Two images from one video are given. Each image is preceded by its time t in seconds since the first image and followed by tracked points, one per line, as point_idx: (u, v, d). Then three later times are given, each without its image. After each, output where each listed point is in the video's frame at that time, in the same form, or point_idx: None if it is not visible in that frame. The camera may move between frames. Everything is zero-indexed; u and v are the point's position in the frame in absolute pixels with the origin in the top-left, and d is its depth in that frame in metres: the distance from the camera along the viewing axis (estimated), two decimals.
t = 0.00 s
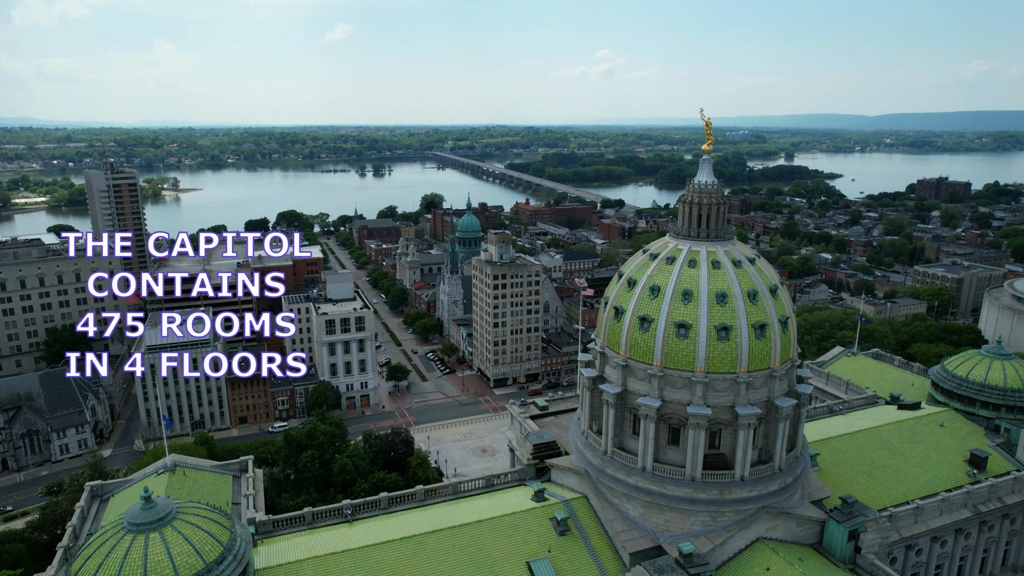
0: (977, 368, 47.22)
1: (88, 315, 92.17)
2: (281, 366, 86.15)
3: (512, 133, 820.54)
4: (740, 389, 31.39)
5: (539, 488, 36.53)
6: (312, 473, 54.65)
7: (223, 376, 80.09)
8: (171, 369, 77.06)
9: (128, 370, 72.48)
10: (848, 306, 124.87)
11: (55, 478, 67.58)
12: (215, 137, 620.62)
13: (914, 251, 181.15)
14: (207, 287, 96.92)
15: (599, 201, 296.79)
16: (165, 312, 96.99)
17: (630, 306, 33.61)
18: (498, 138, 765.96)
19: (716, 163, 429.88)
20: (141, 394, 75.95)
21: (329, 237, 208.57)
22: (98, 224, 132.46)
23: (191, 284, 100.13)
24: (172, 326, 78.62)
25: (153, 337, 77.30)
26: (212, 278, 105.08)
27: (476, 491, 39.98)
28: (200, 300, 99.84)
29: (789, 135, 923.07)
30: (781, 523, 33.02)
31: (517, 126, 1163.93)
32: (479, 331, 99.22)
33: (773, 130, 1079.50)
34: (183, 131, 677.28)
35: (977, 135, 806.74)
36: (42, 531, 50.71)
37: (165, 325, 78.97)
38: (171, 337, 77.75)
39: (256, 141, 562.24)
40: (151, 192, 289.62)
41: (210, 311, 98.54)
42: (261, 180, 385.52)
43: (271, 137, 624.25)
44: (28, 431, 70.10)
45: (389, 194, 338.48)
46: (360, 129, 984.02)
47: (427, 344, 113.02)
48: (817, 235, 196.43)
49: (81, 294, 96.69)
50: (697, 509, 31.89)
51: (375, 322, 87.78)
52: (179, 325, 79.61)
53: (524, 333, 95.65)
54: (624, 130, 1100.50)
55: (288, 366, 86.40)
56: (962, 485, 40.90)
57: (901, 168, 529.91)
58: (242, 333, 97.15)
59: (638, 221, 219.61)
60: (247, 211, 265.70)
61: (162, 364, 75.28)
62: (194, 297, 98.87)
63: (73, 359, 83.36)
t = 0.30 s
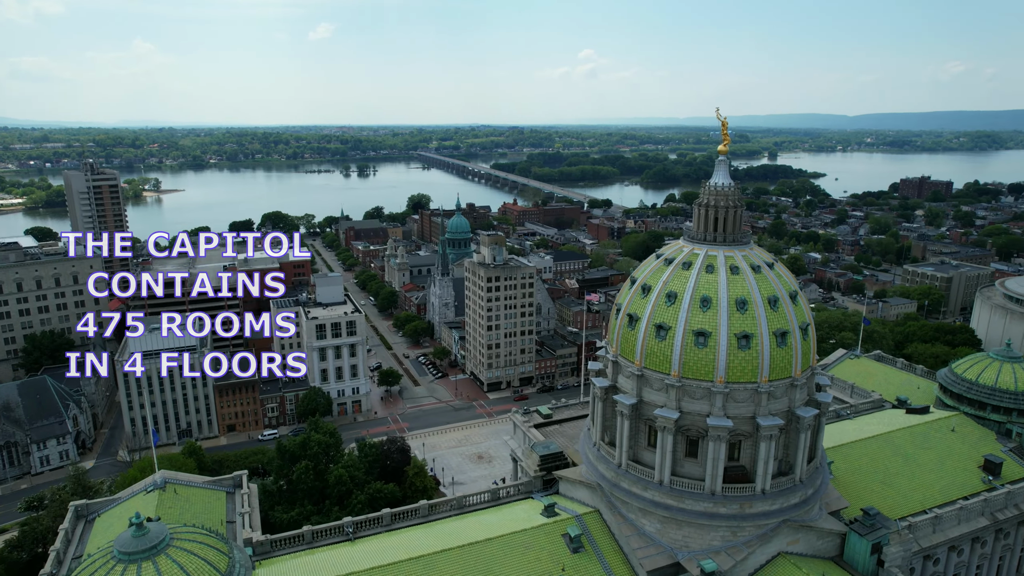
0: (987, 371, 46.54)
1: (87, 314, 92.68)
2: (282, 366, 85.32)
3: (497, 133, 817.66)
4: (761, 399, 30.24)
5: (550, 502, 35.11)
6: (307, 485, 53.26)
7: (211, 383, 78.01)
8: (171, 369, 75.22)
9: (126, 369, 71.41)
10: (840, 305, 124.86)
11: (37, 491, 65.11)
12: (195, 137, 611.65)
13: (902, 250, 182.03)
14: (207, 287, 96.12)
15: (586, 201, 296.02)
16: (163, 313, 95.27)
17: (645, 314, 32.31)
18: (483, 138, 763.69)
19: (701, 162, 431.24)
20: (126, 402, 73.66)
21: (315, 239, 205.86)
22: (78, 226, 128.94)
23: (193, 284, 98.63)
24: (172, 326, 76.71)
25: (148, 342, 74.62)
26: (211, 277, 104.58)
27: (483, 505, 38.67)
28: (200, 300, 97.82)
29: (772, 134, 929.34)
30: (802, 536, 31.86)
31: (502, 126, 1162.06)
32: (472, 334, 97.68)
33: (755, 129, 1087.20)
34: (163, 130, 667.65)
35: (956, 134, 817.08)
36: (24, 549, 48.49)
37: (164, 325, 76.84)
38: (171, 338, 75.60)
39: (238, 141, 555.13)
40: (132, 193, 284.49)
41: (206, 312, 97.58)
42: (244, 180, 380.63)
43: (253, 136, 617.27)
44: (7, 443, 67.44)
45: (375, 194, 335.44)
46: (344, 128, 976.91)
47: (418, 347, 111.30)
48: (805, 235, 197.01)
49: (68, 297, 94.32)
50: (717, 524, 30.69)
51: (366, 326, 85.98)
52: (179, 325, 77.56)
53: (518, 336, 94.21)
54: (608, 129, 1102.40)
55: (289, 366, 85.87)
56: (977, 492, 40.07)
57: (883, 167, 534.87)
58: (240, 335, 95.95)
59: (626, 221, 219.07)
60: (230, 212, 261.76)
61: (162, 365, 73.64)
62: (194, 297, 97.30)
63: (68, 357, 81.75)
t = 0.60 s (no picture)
0: (995, 374, 45.93)
1: (87, 315, 90.86)
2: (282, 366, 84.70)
3: (483, 133, 814.77)
4: (780, 408, 29.23)
5: (559, 516, 33.88)
6: (302, 497, 51.66)
7: (200, 390, 76.00)
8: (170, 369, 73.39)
9: (127, 368, 70.66)
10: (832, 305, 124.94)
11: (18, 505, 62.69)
12: (177, 137, 603.49)
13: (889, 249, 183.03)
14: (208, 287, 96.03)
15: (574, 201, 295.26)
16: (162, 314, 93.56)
17: (659, 321, 31.23)
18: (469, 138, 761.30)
19: (688, 162, 432.42)
20: (111, 410, 71.49)
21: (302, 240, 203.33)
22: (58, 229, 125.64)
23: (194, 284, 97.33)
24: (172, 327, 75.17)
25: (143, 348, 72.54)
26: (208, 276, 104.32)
27: (488, 518, 37.27)
28: (196, 300, 96.46)
29: (757, 134, 934.61)
30: (821, 549, 30.94)
31: (488, 126, 1159.40)
32: (465, 337, 96.30)
33: (740, 130, 1092.97)
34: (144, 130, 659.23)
35: (937, 134, 822.82)
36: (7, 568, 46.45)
37: (164, 327, 75.97)
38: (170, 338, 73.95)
39: (221, 141, 548.18)
40: (114, 194, 279.66)
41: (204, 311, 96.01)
42: (228, 181, 375.87)
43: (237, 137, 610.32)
44: None
45: (361, 195, 332.65)
46: (328, 129, 969.60)
47: (409, 351, 109.68)
48: (794, 234, 197.50)
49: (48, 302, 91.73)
50: (735, 539, 29.55)
51: (358, 329, 84.40)
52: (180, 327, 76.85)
53: (512, 339, 93.01)
54: (594, 129, 1103.69)
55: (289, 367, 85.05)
56: (989, 498, 39.36)
57: (866, 166, 539.11)
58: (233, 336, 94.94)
59: (615, 221, 218.59)
60: (215, 213, 258.11)
61: (162, 364, 72.07)
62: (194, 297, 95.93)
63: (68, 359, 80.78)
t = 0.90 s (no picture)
0: (1003, 377, 45.35)
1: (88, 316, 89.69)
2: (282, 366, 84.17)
3: (468, 133, 811.79)
4: (801, 419, 28.21)
5: (569, 531, 32.71)
6: (296, 509, 50.23)
7: (187, 398, 73.83)
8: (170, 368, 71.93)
9: (128, 369, 69.55)
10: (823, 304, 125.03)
11: None
12: (158, 137, 594.97)
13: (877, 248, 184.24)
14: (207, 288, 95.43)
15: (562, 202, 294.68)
16: (164, 314, 92.05)
17: (675, 328, 30.11)
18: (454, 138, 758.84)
19: (674, 162, 433.83)
20: (94, 420, 69.37)
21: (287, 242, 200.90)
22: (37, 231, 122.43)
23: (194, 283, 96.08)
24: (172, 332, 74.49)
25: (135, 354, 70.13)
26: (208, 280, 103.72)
27: (494, 532, 36.05)
28: (172, 300, 93.36)
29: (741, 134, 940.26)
30: (841, 564, 30.03)
31: (473, 126, 1156.68)
32: (457, 341, 94.87)
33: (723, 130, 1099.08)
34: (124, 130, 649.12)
35: (917, 134, 829.80)
36: None
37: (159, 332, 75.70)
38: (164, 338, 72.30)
39: (204, 142, 541.29)
40: (94, 196, 274.61)
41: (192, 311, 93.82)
42: (211, 182, 370.91)
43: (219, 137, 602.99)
44: None
45: (347, 195, 329.79)
46: (312, 129, 961.89)
47: (399, 354, 108.15)
48: (782, 234, 198.54)
49: (28, 307, 89.14)
50: (756, 554, 28.49)
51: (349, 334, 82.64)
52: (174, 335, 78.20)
53: (506, 342, 91.65)
54: (580, 129, 1104.69)
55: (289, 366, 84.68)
56: (1003, 504, 38.64)
57: (849, 165, 543.60)
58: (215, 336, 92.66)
59: (604, 221, 218.11)
60: (199, 215, 254.37)
61: (162, 363, 70.65)
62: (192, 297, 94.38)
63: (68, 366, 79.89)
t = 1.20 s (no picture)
0: (1011, 379, 44.81)
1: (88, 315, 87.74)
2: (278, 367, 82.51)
3: (453, 133, 808.81)
4: (823, 429, 27.24)
5: (579, 546, 31.50)
6: (290, 522, 48.55)
7: (173, 406, 71.81)
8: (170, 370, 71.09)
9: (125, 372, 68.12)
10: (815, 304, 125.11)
11: None
12: (139, 138, 586.45)
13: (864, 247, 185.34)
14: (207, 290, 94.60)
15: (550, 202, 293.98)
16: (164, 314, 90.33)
17: (692, 337, 28.98)
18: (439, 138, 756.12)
19: (660, 161, 435.13)
20: (76, 429, 67.14)
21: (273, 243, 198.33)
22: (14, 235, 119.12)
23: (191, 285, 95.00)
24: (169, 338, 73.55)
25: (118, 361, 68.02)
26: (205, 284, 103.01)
27: (500, 548, 34.73)
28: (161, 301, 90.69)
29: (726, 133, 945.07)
30: None
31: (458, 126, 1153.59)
32: (449, 344, 93.40)
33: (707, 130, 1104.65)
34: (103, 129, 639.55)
35: (896, 134, 830.24)
36: None
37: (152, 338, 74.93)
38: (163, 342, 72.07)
39: (185, 142, 534.12)
40: (74, 198, 269.63)
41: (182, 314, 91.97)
42: (194, 183, 366.02)
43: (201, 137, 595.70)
44: None
45: (332, 195, 326.95)
46: (296, 129, 953.73)
47: (389, 358, 106.55)
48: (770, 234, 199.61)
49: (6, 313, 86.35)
50: (777, 571, 27.43)
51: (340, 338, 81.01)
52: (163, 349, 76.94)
53: (499, 346, 90.40)
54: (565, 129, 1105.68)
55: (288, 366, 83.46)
56: (1017, 511, 38.01)
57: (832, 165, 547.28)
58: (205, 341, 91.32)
59: (592, 221, 217.68)
60: (182, 216, 250.59)
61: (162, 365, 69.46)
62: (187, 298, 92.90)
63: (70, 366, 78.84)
